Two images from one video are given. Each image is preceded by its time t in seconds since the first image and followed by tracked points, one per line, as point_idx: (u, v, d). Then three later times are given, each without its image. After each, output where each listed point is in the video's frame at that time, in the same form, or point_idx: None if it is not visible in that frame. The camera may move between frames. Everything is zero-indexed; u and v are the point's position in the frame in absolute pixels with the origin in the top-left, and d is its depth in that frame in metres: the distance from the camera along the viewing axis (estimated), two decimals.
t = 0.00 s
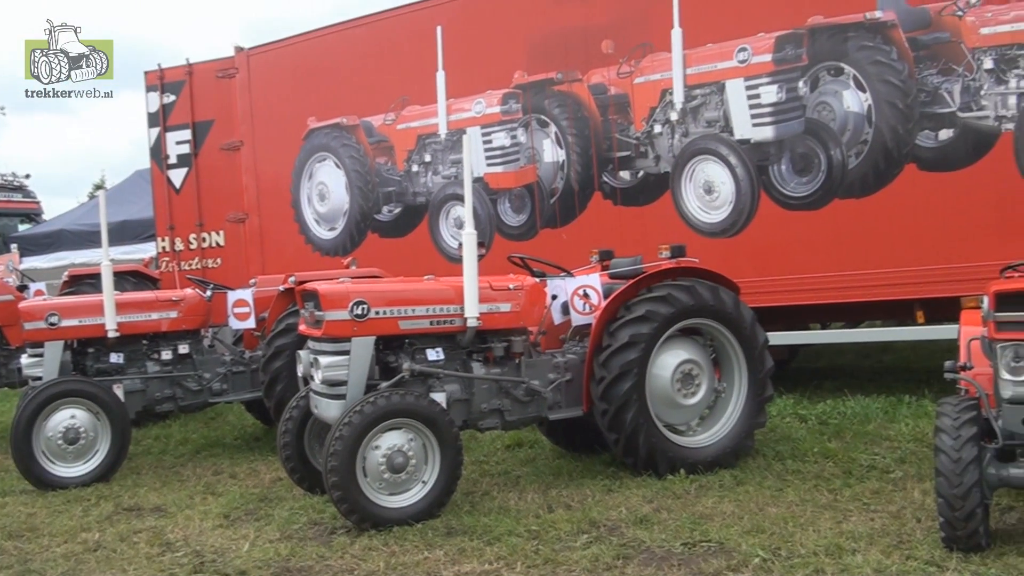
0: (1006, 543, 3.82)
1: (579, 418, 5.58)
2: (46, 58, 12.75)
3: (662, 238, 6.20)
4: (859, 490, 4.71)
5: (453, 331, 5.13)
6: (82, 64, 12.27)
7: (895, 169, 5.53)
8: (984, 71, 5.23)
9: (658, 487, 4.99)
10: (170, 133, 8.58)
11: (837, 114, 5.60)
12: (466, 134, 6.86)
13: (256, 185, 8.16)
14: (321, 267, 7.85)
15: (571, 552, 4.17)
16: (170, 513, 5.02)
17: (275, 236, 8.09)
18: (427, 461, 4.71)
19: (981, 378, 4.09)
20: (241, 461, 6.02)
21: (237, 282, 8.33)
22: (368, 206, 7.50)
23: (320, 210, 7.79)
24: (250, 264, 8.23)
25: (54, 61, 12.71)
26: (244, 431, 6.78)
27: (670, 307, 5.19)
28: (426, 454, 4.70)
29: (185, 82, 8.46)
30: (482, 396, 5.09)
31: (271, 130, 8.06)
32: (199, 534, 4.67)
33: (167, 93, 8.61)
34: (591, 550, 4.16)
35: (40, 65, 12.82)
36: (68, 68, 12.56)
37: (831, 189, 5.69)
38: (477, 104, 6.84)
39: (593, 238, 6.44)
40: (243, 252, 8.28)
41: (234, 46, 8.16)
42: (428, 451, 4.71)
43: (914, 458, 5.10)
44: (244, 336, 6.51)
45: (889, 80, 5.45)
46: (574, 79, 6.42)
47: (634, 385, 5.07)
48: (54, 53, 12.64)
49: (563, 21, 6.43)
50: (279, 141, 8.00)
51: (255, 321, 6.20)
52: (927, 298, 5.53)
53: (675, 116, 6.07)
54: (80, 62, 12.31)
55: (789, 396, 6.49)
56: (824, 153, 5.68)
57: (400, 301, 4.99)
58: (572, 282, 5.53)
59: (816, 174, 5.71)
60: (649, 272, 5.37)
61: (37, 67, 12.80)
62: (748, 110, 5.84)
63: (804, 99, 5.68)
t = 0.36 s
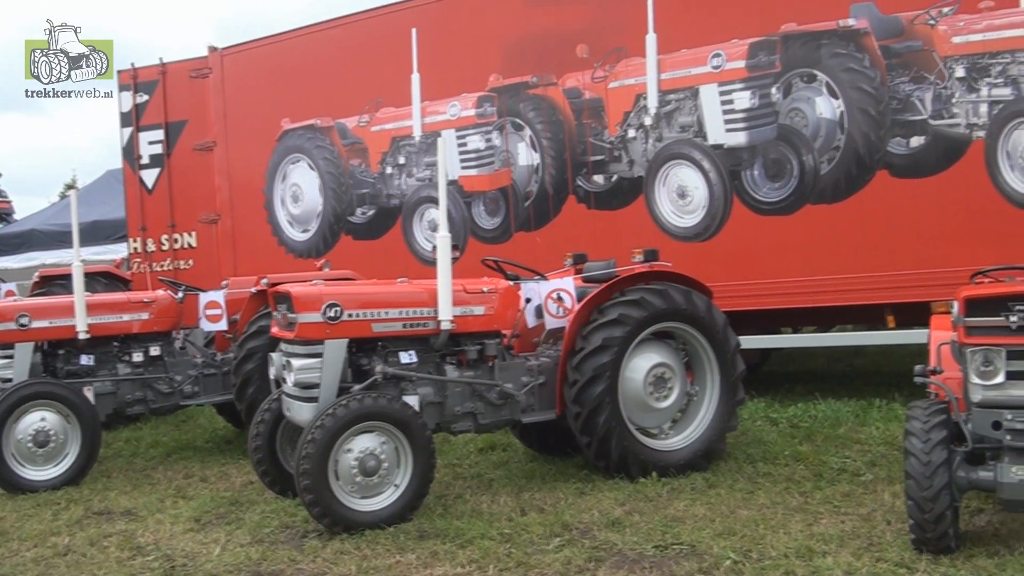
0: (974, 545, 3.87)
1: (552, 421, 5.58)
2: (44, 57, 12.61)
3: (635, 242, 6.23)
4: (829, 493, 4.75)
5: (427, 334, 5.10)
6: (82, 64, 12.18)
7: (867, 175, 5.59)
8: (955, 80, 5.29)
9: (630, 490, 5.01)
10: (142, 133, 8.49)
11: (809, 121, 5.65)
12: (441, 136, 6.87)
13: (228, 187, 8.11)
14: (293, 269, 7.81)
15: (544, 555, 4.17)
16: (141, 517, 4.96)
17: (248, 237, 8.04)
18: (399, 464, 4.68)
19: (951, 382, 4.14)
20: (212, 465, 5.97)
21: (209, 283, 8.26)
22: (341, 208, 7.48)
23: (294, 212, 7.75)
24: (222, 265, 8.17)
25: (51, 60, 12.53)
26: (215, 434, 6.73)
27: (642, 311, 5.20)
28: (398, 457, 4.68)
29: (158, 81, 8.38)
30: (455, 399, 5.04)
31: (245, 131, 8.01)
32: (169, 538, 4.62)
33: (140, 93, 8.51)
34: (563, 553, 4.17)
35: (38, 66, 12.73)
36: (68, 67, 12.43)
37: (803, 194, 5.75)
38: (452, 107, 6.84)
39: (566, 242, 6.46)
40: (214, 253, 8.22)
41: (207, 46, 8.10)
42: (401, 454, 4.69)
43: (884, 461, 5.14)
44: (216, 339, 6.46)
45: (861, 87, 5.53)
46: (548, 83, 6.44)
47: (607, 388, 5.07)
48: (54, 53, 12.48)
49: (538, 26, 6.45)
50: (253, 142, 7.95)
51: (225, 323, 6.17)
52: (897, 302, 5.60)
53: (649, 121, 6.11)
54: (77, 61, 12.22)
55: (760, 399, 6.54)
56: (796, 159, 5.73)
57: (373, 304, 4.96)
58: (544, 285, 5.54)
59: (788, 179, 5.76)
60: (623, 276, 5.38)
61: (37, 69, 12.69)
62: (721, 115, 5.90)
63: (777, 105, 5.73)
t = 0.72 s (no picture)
0: (924, 545, 3.95)
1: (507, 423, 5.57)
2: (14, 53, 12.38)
3: (591, 246, 6.27)
4: (782, 494, 4.81)
5: (382, 337, 5.08)
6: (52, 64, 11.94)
7: (821, 181, 5.68)
8: (909, 88, 5.43)
9: (585, 492, 5.03)
10: (97, 130, 8.34)
11: (764, 127, 5.73)
12: (398, 138, 6.85)
13: (184, 186, 7.99)
14: (249, 270, 7.73)
15: (498, 558, 4.17)
16: (91, 522, 4.87)
17: (202, 238, 7.93)
18: (353, 467, 4.65)
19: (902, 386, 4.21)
20: (165, 468, 5.87)
21: (162, 284, 8.12)
22: (297, 209, 7.42)
23: (249, 212, 7.67)
24: (176, 266, 8.04)
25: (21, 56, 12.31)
26: (168, 437, 6.62)
27: (597, 314, 5.24)
28: (352, 460, 4.65)
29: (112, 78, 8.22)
30: (411, 402, 4.99)
31: (201, 130, 7.90)
32: (120, 544, 4.54)
33: (94, 90, 8.34)
34: (518, 555, 4.17)
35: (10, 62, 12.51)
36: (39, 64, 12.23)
37: (758, 200, 5.82)
38: (410, 108, 6.83)
39: (523, 244, 6.47)
40: (168, 253, 8.08)
41: (164, 43, 7.99)
42: (355, 457, 4.66)
43: (836, 463, 5.22)
44: (169, 340, 6.37)
45: (816, 95, 5.61)
46: (507, 86, 6.46)
47: (562, 391, 5.08)
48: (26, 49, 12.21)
49: (497, 29, 6.47)
50: (209, 141, 7.85)
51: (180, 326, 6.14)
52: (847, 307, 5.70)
53: (606, 125, 6.13)
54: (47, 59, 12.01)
55: (715, 402, 6.61)
56: (751, 165, 5.80)
57: (328, 305, 4.92)
58: (502, 288, 5.53)
59: (743, 185, 5.83)
60: (579, 279, 5.40)
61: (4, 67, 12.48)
62: (677, 120, 5.96)
63: (732, 112, 5.81)
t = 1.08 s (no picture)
0: (871, 542, 4.03)
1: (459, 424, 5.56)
2: None
3: (543, 246, 6.30)
4: (730, 493, 4.86)
5: (332, 337, 5.03)
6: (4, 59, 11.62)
7: (770, 184, 5.77)
8: (857, 94, 5.53)
9: (536, 492, 5.04)
10: (44, 125, 8.07)
11: (714, 130, 5.80)
12: (350, 137, 6.80)
13: (132, 184, 7.83)
14: (198, 270, 7.61)
15: (449, 559, 4.16)
16: (37, 527, 4.77)
17: (151, 237, 7.79)
18: (303, 468, 4.60)
19: (850, 386, 4.28)
20: (113, 472, 5.76)
21: (109, 284, 7.94)
22: (247, 208, 7.34)
23: (198, 211, 7.56)
24: (124, 265, 7.87)
25: None
26: (115, 440, 6.50)
27: (549, 314, 5.25)
28: (302, 461, 4.59)
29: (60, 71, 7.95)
30: (362, 403, 4.96)
31: (150, 127, 7.77)
32: (67, 549, 4.46)
33: (42, 84, 8.09)
34: (468, 557, 4.16)
35: None
36: None
37: (708, 203, 5.89)
38: (362, 107, 6.78)
39: (475, 245, 6.47)
40: (116, 252, 7.91)
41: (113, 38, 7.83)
42: (305, 459, 4.60)
43: (784, 462, 5.29)
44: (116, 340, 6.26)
45: (766, 100, 5.69)
46: (460, 86, 6.46)
47: (514, 391, 5.08)
48: None
49: (451, 29, 6.46)
50: (158, 138, 7.72)
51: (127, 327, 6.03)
52: (795, 308, 5.80)
53: (558, 126, 6.17)
54: None
55: (665, 402, 6.67)
56: (702, 168, 5.87)
57: (278, 306, 4.86)
58: (453, 289, 5.50)
59: (693, 187, 5.90)
60: (531, 280, 5.40)
61: None
62: (629, 123, 6.00)
63: (683, 115, 5.86)
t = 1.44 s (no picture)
0: (826, 538, 4.09)
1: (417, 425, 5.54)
2: None
3: (502, 246, 6.30)
4: (687, 492, 4.90)
5: (289, 338, 4.97)
6: None
7: (727, 186, 5.83)
8: (813, 97, 5.61)
9: (494, 492, 5.04)
10: None
11: (672, 132, 5.85)
12: (307, 135, 6.74)
13: (87, 182, 7.68)
14: (154, 269, 7.50)
15: (407, 561, 4.14)
16: None
17: (106, 236, 7.66)
18: (258, 470, 4.52)
19: (804, 385, 4.33)
20: (66, 475, 5.65)
21: (63, 284, 7.74)
22: (203, 207, 7.25)
23: (153, 209, 7.45)
24: (78, 264, 7.72)
25: None
26: (69, 443, 6.38)
27: (508, 314, 5.24)
28: (257, 463, 4.51)
29: (14, 66, 7.65)
30: (319, 404, 4.92)
31: (105, 124, 7.63)
32: (20, 554, 4.38)
33: None
34: (426, 558, 4.14)
35: None
36: None
37: (665, 203, 5.94)
38: (319, 106, 6.72)
39: (433, 245, 6.45)
40: (70, 251, 7.74)
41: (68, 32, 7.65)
42: (260, 461, 4.52)
43: (740, 460, 5.35)
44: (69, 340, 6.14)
45: (723, 102, 5.75)
46: (418, 85, 6.43)
47: (472, 391, 5.07)
48: None
49: (409, 28, 6.44)
50: (113, 135, 7.58)
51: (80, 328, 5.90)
52: (751, 308, 5.87)
53: (517, 126, 6.17)
54: None
55: (623, 401, 6.71)
56: (659, 168, 5.92)
57: (233, 306, 4.79)
58: (411, 289, 5.47)
59: (650, 188, 5.95)
60: (489, 279, 5.39)
61: None
62: (588, 123, 6.02)
63: (641, 116, 5.90)
